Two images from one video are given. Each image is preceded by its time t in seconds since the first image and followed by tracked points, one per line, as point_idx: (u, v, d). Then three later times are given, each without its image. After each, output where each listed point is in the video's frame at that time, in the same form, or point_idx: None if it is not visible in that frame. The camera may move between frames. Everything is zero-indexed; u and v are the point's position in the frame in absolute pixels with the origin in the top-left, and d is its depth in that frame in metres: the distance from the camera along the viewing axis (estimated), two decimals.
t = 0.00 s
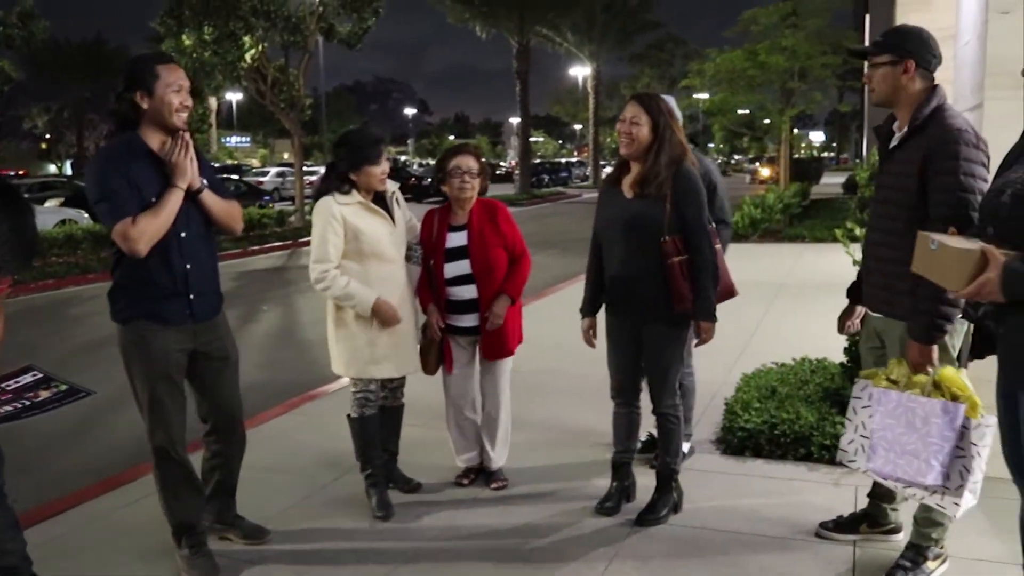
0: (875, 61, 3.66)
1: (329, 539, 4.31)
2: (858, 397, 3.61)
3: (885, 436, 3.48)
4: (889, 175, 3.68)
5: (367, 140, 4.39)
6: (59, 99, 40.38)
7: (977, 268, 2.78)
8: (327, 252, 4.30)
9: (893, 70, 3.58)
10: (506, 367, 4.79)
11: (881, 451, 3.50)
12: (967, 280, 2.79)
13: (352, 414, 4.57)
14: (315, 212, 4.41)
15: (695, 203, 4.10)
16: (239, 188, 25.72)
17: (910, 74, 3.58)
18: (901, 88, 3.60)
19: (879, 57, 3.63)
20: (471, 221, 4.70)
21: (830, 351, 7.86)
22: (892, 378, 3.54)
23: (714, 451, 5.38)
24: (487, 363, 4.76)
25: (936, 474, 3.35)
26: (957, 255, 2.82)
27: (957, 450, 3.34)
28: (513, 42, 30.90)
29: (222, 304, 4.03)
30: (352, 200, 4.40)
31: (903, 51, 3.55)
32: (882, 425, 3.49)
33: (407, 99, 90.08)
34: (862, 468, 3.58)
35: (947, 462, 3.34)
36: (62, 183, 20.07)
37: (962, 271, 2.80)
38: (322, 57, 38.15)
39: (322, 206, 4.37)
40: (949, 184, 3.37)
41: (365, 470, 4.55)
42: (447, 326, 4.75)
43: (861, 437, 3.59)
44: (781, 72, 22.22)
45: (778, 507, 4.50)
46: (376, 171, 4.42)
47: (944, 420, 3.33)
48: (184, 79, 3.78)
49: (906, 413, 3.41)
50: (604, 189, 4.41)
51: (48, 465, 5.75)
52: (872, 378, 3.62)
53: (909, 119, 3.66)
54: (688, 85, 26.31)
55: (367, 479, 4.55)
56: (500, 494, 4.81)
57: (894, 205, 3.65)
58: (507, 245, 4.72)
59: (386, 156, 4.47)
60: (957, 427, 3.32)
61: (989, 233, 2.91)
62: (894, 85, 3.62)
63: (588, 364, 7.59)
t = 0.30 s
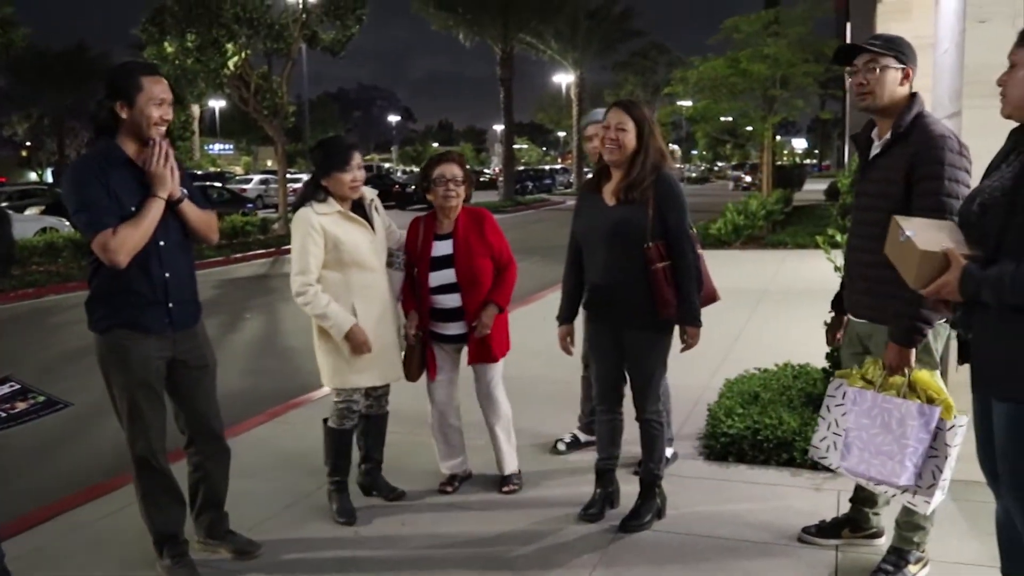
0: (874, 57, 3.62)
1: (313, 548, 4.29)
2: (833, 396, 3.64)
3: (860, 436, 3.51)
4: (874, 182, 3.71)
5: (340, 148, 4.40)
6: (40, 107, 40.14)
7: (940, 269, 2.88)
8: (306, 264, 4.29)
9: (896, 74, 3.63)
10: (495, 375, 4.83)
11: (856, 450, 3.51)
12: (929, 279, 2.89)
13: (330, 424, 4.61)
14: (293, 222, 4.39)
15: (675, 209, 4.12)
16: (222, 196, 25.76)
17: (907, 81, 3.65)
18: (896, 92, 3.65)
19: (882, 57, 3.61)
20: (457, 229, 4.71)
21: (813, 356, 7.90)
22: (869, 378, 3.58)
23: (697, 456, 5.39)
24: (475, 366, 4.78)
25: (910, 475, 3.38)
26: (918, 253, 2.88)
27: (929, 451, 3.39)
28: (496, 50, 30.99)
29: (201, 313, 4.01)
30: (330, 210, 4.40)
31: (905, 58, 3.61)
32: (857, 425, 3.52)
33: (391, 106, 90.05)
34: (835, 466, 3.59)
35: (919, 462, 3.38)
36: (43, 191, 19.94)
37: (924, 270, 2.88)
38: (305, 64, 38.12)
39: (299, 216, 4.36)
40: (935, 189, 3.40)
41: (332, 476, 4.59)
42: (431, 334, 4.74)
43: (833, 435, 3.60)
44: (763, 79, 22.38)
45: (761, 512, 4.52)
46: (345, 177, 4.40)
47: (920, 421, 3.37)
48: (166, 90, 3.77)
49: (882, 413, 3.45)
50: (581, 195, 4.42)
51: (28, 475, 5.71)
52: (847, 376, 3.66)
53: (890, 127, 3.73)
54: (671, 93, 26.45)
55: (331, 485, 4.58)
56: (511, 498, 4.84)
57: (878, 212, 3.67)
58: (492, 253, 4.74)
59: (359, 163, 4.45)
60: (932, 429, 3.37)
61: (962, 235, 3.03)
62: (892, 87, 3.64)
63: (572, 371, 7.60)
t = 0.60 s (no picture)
0: (866, 59, 3.66)
1: (297, 553, 4.27)
2: (825, 397, 3.68)
3: (853, 436, 3.54)
4: (861, 185, 3.73)
5: (310, 151, 4.39)
6: (21, 110, 39.84)
7: (912, 276, 2.95)
8: (285, 270, 4.27)
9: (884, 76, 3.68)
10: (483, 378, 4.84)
11: (848, 451, 3.54)
12: (904, 285, 2.97)
13: (306, 430, 4.56)
14: (270, 227, 4.38)
15: (655, 211, 4.13)
16: (204, 199, 25.66)
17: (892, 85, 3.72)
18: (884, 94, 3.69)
19: (872, 59, 3.65)
20: (454, 232, 4.73)
21: (796, 358, 7.94)
22: (864, 380, 3.62)
23: (681, 458, 5.40)
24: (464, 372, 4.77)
25: (902, 476, 3.39)
26: (891, 262, 2.94)
27: (921, 454, 3.43)
28: (480, 53, 31.02)
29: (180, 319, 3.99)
30: (306, 215, 4.38)
31: (891, 62, 3.68)
32: (851, 426, 3.55)
33: (375, 109, 89.93)
34: (825, 466, 3.61)
35: (911, 464, 3.41)
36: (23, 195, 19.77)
37: (897, 277, 2.95)
38: (288, 68, 38.03)
39: (276, 221, 4.34)
40: (925, 191, 3.44)
41: (313, 482, 4.57)
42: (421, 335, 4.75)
43: (823, 436, 3.66)
44: (745, 83, 22.50)
45: (744, 514, 4.54)
46: (318, 180, 4.40)
47: (914, 424, 3.40)
48: (151, 100, 3.76)
49: (876, 415, 3.48)
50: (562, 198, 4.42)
51: (8, 481, 5.66)
52: (841, 378, 3.70)
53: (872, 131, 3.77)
54: (655, 96, 26.54)
55: (312, 490, 4.57)
56: (496, 502, 4.82)
57: (864, 215, 3.70)
58: (489, 257, 4.76)
59: (330, 165, 4.43)
60: (926, 431, 3.40)
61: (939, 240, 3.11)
62: (881, 89, 3.68)
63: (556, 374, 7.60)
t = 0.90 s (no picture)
0: (852, 61, 3.67)
1: (281, 556, 4.26)
2: (823, 404, 3.73)
3: (866, 441, 3.49)
4: (848, 188, 3.75)
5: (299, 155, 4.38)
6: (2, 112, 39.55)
7: (890, 278, 2.99)
8: (268, 272, 4.27)
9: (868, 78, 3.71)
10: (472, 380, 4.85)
11: (864, 457, 3.50)
12: (881, 287, 3.00)
13: (292, 433, 4.56)
14: (256, 229, 4.37)
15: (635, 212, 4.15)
16: (187, 202, 25.57)
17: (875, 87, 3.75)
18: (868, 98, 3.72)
19: (857, 61, 3.68)
20: (449, 233, 4.71)
21: (778, 359, 7.99)
22: (861, 382, 3.57)
23: (664, 459, 5.41)
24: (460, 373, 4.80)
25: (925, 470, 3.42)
26: (869, 263, 3.00)
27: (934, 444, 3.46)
28: (465, 55, 31.05)
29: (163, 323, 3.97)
30: (294, 217, 4.37)
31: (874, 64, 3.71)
32: (861, 431, 3.49)
33: (360, 111, 89.81)
34: (839, 474, 3.61)
35: (930, 457, 3.44)
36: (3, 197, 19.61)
37: (875, 278, 3.00)
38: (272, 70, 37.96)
39: (262, 224, 4.33)
40: (915, 194, 3.54)
41: (297, 485, 4.56)
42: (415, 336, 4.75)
43: (826, 443, 3.68)
44: (729, 85, 22.61)
45: (726, 514, 4.56)
46: (304, 183, 4.38)
47: (926, 416, 3.42)
48: (135, 100, 3.72)
49: (885, 416, 3.46)
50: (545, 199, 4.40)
51: None
52: (837, 384, 3.72)
53: (855, 134, 3.79)
54: (639, 98, 26.64)
55: (297, 493, 4.56)
56: (480, 504, 4.83)
57: (849, 218, 3.74)
58: (484, 257, 4.78)
59: (317, 168, 4.42)
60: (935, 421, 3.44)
61: (924, 244, 3.13)
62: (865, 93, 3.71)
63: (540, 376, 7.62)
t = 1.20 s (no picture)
0: (832, 62, 3.69)
1: (263, 558, 4.25)
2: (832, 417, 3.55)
3: (886, 443, 3.46)
4: (828, 187, 3.77)
5: (288, 154, 4.34)
6: None
7: (873, 278, 3.03)
8: (253, 273, 4.27)
9: (848, 79, 3.73)
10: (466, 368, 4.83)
11: (891, 459, 3.45)
12: (865, 287, 3.04)
13: (275, 433, 4.55)
14: (242, 230, 4.37)
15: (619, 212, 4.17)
16: (169, 202, 25.44)
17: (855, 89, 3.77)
18: (848, 100, 3.74)
19: (838, 62, 3.70)
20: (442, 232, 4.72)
21: (760, 358, 8.03)
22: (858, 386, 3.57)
23: (647, 458, 5.43)
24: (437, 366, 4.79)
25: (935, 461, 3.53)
26: (851, 263, 3.03)
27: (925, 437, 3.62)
28: (448, 55, 31.04)
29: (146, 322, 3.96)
30: (279, 218, 4.36)
31: (854, 65, 3.74)
32: (884, 433, 3.46)
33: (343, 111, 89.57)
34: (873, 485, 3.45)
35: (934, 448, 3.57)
36: None
37: (859, 277, 3.04)
38: (254, 70, 37.81)
39: (247, 225, 4.32)
40: (895, 194, 3.57)
41: (280, 486, 4.54)
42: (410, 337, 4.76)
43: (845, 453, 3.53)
44: (712, 85, 22.71)
45: (708, 513, 4.58)
46: (297, 183, 4.36)
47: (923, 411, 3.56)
48: (103, 89, 3.68)
49: (898, 415, 3.50)
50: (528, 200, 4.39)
51: None
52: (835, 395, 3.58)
53: (835, 135, 3.81)
54: (623, 98, 26.72)
55: (279, 495, 4.54)
56: (463, 504, 4.83)
57: (829, 219, 3.77)
58: (478, 257, 4.76)
59: (309, 168, 4.41)
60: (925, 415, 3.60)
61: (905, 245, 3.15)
62: (845, 94, 3.73)
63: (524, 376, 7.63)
